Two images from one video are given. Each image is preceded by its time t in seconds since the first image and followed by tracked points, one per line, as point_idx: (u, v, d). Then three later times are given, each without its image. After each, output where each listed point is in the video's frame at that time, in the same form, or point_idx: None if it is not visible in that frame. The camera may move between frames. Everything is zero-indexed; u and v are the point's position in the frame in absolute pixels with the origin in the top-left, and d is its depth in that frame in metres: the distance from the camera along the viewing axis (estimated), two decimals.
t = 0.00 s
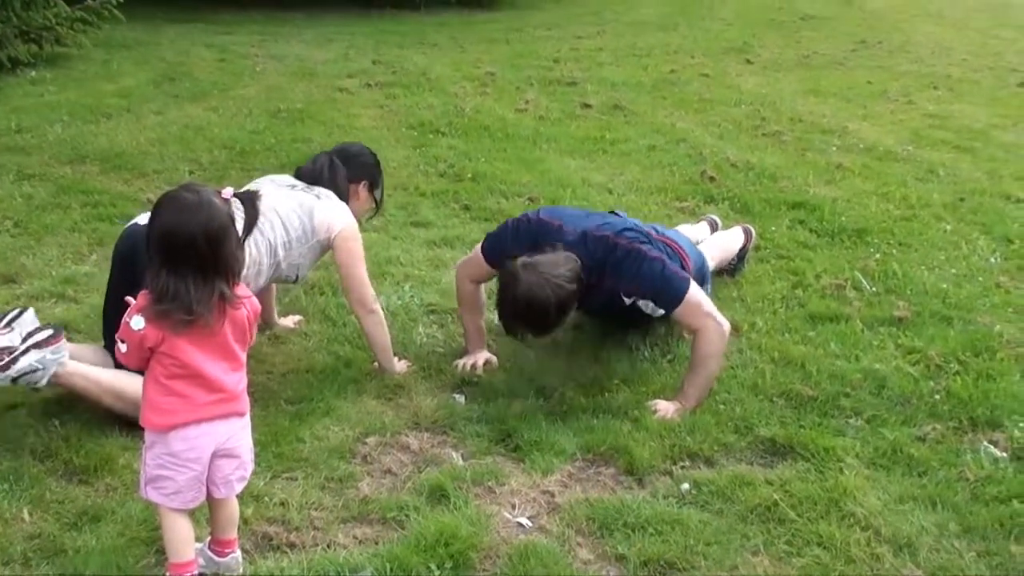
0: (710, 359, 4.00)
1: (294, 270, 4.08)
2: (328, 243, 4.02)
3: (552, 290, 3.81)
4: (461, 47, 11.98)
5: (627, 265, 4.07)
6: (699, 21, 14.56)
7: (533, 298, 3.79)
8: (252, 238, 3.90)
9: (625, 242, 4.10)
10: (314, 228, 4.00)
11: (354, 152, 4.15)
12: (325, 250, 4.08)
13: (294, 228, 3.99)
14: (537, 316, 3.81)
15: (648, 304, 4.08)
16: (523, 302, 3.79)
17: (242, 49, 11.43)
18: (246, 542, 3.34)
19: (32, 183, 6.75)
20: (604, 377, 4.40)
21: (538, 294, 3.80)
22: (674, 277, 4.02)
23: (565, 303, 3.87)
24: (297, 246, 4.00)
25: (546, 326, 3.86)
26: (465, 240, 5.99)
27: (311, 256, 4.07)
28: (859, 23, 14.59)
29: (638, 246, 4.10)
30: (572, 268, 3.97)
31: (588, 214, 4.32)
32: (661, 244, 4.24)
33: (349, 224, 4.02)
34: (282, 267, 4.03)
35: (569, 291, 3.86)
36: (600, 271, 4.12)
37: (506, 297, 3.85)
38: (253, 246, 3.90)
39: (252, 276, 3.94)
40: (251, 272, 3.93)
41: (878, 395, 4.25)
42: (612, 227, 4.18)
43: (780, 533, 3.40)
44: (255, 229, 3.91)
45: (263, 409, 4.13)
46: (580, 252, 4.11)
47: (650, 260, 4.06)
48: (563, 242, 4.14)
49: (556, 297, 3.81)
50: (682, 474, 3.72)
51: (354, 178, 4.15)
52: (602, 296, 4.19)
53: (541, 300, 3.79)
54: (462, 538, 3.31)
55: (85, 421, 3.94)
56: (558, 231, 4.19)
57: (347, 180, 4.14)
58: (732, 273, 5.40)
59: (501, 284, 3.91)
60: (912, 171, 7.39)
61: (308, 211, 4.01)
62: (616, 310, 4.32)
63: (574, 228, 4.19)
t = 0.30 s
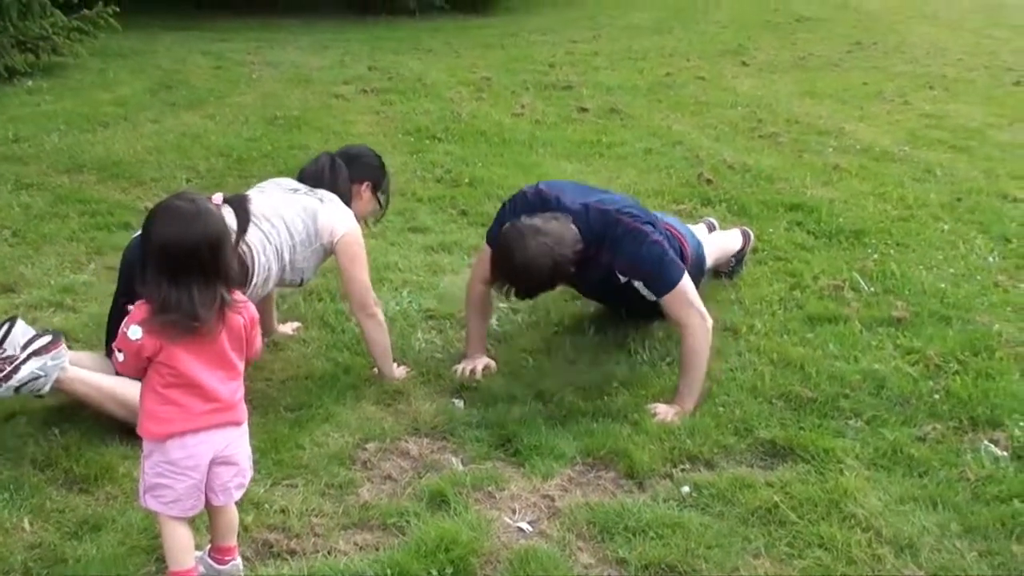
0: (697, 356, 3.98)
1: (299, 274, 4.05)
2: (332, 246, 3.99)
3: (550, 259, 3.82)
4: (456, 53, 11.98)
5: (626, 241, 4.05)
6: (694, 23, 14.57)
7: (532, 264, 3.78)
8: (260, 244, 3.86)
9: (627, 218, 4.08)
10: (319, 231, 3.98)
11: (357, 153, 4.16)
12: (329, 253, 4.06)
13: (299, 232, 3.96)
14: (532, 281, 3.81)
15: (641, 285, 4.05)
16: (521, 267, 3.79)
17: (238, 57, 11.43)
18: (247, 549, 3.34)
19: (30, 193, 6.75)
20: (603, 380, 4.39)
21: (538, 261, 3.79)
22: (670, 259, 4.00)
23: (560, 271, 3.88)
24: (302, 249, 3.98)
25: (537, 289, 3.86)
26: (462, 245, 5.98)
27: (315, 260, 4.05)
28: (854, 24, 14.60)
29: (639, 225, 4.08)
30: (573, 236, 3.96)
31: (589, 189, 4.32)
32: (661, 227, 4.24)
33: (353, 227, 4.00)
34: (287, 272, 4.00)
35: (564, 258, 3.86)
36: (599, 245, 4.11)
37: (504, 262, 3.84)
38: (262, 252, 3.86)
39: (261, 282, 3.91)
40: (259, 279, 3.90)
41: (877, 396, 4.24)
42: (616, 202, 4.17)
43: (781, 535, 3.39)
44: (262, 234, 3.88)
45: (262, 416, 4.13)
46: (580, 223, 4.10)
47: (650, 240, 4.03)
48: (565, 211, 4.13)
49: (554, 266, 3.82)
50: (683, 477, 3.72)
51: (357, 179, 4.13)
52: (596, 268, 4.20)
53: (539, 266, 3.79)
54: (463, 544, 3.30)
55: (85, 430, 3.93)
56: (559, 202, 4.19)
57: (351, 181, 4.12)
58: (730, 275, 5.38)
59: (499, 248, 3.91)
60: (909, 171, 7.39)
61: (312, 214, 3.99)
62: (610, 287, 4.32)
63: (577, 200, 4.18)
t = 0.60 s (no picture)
0: (686, 354, 3.97)
1: (286, 280, 4.01)
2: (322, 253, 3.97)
3: (555, 238, 3.83)
4: (456, 59, 12.00)
5: (629, 229, 4.06)
6: (694, 29, 14.60)
7: (537, 242, 3.80)
8: (251, 249, 3.82)
9: (632, 207, 4.09)
10: (309, 238, 3.95)
11: (345, 159, 4.16)
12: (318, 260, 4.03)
13: (289, 238, 3.93)
14: (537, 258, 3.83)
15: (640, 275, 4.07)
16: (526, 245, 3.80)
17: (239, 64, 11.45)
18: (249, 556, 3.34)
19: (32, 200, 6.76)
20: (605, 387, 4.39)
21: (543, 239, 3.81)
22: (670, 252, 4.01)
23: (564, 252, 3.90)
24: (292, 255, 3.94)
25: (538, 267, 3.88)
26: (463, 252, 5.99)
27: (304, 267, 4.02)
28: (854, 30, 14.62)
29: (644, 216, 4.09)
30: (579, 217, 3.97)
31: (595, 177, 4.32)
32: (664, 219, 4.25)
33: (344, 233, 3.99)
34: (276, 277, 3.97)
35: (570, 239, 3.87)
36: (602, 231, 4.11)
37: (508, 238, 3.86)
38: (253, 256, 3.82)
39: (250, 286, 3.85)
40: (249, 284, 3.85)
41: (879, 402, 4.24)
42: (622, 190, 4.17)
43: (784, 541, 3.39)
44: (253, 239, 3.84)
45: (264, 423, 4.13)
46: (586, 206, 4.08)
47: (652, 230, 4.06)
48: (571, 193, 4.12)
49: (558, 244, 3.83)
50: (685, 483, 3.72)
51: (345, 184, 4.13)
52: (597, 253, 4.20)
53: (544, 244, 3.81)
54: (465, 551, 3.30)
55: (87, 437, 3.94)
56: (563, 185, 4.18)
57: (340, 186, 4.11)
58: (731, 280, 5.38)
59: (505, 225, 3.91)
60: (910, 177, 7.40)
61: (303, 220, 3.96)
62: (611, 274, 4.33)
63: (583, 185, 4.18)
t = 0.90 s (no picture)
0: (688, 355, 3.97)
1: (299, 283, 4.00)
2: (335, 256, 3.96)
3: (569, 230, 3.83)
4: (462, 61, 12.01)
5: (639, 223, 4.06)
6: (700, 29, 14.59)
7: (551, 234, 3.80)
8: (263, 251, 3.80)
9: (643, 201, 4.08)
10: (323, 241, 3.94)
11: (358, 163, 4.14)
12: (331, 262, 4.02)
13: (303, 241, 3.92)
14: (550, 250, 3.83)
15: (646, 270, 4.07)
16: (539, 236, 3.80)
17: (245, 66, 11.48)
18: (259, 557, 3.35)
19: (40, 203, 6.78)
20: (613, 388, 4.39)
21: (557, 229, 3.80)
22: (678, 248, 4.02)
23: (576, 243, 3.90)
24: (305, 258, 3.93)
25: (550, 259, 3.88)
26: (471, 253, 6.00)
27: (316, 269, 4.01)
28: (860, 29, 14.61)
29: (653, 210, 4.09)
30: (589, 210, 3.96)
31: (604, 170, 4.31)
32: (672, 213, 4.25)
33: (357, 238, 3.99)
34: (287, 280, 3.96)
35: (582, 232, 3.87)
36: (610, 225, 4.11)
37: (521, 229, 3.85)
38: (264, 259, 3.80)
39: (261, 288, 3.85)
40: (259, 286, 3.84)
41: (888, 403, 4.24)
42: (631, 183, 4.16)
43: (793, 542, 3.40)
44: (266, 242, 3.83)
45: (273, 424, 4.14)
46: (596, 197, 4.08)
47: (661, 224, 4.06)
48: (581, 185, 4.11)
49: (570, 235, 3.83)
50: (694, 484, 3.72)
51: (356, 188, 4.10)
52: (606, 247, 4.19)
53: (558, 235, 3.81)
54: (475, 552, 3.31)
55: (97, 439, 3.95)
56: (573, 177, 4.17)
57: (352, 190, 4.09)
58: (739, 281, 5.38)
59: (518, 214, 3.90)
60: (917, 177, 7.39)
61: (316, 224, 3.95)
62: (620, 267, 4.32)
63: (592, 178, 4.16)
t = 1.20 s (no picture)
0: (696, 357, 3.97)
1: (335, 293, 4.07)
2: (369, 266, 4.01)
3: (577, 235, 3.83)
4: (470, 65, 12.03)
5: (647, 228, 4.07)
6: (707, 33, 14.60)
7: (560, 239, 3.80)
8: (297, 263, 3.86)
9: (650, 205, 4.09)
10: (356, 251, 4.01)
11: (403, 184, 4.21)
12: (367, 273, 4.08)
13: (336, 252, 4.00)
14: (559, 256, 3.84)
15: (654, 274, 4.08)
16: (548, 242, 3.81)
17: (253, 71, 11.51)
18: (267, 562, 3.35)
19: (48, 208, 6.80)
20: (621, 392, 4.39)
21: (565, 235, 3.81)
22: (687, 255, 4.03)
23: (586, 247, 3.90)
24: (339, 269, 4.01)
25: (561, 265, 3.88)
26: (478, 257, 6.01)
27: (351, 280, 4.08)
28: (867, 32, 14.59)
29: (661, 214, 4.10)
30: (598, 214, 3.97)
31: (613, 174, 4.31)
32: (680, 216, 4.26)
33: (392, 245, 4.02)
34: (323, 291, 4.02)
35: (591, 235, 3.88)
36: (618, 229, 4.12)
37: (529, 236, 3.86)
38: (299, 271, 3.86)
39: (297, 298, 3.91)
40: (294, 297, 3.90)
41: (897, 406, 4.23)
42: (639, 185, 4.17)
43: (801, 546, 3.39)
44: (300, 254, 3.89)
45: (281, 428, 4.15)
46: (605, 201, 4.09)
47: (669, 230, 4.06)
48: (589, 189, 4.12)
49: (580, 240, 3.84)
50: (701, 488, 3.72)
51: (400, 209, 4.18)
52: (614, 251, 4.20)
53: (566, 240, 3.81)
54: (482, 556, 3.31)
55: (105, 443, 3.96)
56: (581, 182, 4.18)
57: (394, 211, 4.16)
58: (747, 285, 5.38)
59: (525, 220, 3.90)
60: (925, 180, 7.38)
61: (349, 234, 4.02)
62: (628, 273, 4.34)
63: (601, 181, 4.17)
